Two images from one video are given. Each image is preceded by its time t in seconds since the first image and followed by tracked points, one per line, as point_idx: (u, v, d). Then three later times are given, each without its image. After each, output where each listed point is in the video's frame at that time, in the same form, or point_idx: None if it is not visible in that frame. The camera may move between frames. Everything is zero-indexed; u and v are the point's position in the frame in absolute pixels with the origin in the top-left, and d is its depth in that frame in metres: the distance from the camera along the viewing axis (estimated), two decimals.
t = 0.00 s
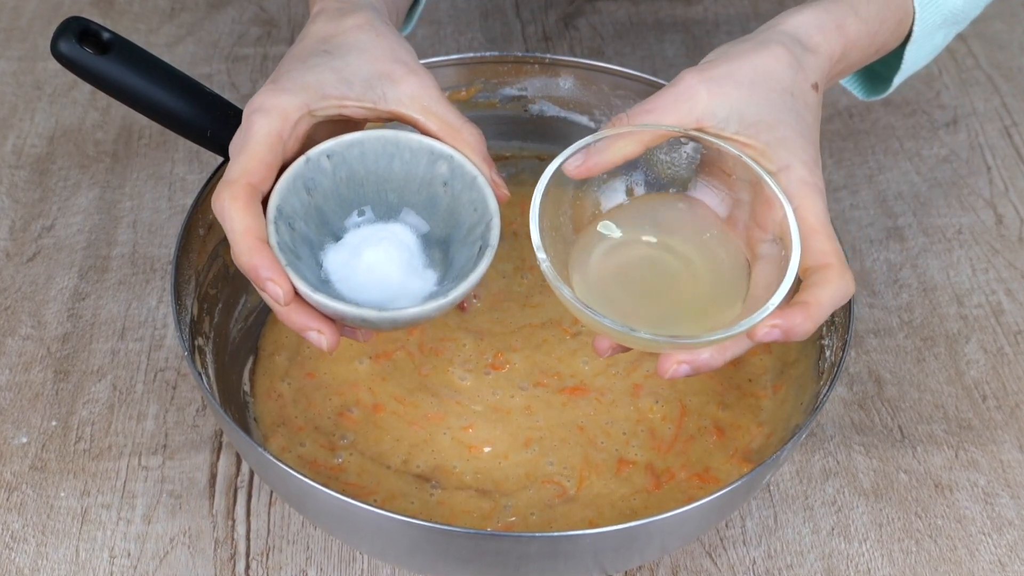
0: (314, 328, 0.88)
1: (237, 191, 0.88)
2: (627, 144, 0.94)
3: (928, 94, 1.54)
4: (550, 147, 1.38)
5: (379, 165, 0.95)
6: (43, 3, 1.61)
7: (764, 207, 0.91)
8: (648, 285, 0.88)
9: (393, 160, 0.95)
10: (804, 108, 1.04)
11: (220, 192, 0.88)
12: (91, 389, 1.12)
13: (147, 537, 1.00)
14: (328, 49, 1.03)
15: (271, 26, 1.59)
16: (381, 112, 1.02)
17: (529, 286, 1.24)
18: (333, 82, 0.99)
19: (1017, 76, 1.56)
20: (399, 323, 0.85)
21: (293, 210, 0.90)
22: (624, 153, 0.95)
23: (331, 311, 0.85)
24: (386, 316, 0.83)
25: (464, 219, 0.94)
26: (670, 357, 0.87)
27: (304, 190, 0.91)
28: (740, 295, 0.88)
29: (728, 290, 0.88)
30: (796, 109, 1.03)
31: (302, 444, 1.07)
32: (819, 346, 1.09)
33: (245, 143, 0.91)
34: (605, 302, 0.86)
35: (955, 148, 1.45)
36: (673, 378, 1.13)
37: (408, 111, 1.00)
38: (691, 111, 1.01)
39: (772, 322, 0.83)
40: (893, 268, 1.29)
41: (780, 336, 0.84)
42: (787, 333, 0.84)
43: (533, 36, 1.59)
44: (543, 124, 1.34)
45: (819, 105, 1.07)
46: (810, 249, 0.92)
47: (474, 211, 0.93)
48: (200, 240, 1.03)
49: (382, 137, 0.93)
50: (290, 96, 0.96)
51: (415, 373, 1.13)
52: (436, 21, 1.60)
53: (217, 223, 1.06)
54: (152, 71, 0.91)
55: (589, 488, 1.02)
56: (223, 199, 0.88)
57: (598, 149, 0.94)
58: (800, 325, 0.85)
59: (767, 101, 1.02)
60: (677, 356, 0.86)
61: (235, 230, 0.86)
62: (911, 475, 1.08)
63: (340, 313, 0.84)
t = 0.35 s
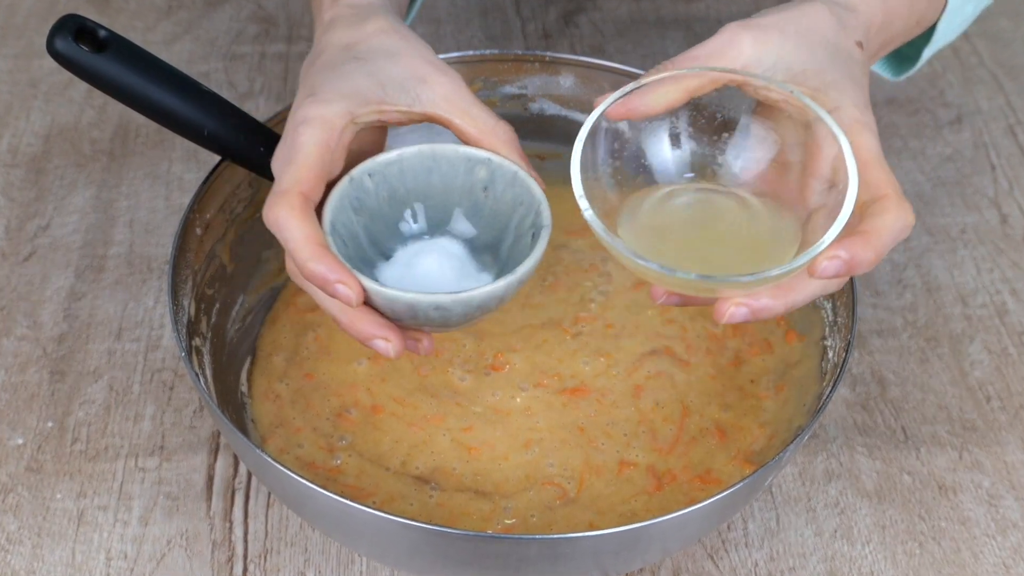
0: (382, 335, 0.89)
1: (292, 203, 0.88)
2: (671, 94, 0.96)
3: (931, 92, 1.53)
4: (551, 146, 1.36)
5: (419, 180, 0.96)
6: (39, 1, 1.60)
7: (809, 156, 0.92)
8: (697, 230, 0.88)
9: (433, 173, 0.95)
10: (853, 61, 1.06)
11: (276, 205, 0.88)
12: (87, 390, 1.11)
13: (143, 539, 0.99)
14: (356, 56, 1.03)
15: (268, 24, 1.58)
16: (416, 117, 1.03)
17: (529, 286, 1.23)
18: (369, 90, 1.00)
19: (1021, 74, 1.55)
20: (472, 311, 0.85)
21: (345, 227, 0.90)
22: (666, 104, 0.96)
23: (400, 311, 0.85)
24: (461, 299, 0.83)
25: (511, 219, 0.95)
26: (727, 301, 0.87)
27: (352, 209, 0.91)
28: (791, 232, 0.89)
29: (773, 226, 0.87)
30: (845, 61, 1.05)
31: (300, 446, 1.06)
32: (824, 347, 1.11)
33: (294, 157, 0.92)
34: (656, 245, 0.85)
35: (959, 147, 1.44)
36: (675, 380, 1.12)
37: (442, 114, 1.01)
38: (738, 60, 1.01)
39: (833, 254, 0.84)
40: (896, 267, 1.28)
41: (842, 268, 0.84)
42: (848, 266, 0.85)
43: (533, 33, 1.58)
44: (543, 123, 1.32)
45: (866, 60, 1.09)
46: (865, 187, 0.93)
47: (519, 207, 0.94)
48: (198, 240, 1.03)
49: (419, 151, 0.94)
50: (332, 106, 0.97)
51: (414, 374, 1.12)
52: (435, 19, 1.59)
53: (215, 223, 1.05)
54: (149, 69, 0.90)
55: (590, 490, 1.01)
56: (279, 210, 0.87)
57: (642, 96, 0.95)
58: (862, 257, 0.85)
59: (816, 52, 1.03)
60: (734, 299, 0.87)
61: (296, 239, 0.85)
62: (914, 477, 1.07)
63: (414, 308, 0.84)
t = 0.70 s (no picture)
0: (490, 347, 0.89)
1: (403, 221, 0.85)
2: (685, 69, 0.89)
3: (935, 91, 1.52)
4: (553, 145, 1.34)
5: (496, 183, 0.97)
6: None
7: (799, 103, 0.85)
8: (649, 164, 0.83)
9: (511, 177, 0.97)
10: (874, 38, 0.99)
11: (386, 223, 0.85)
12: (84, 391, 1.10)
13: (140, 541, 0.98)
14: (428, 62, 1.02)
15: (266, 22, 1.57)
16: (489, 121, 1.03)
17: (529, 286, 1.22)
18: (448, 98, 1.00)
19: None
20: (584, 318, 0.86)
21: (439, 239, 0.91)
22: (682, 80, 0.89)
23: (512, 325, 0.86)
24: (575, 313, 0.84)
25: (592, 219, 0.97)
26: (740, 252, 0.80)
27: (442, 219, 0.92)
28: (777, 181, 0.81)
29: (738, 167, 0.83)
30: (866, 37, 0.98)
31: (298, 447, 1.05)
32: (825, 347, 1.10)
33: (393, 170, 0.90)
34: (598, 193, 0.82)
35: (963, 146, 1.43)
36: (676, 381, 1.11)
37: (519, 118, 1.02)
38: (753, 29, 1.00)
39: (820, 182, 0.74)
40: (900, 267, 1.27)
41: (835, 196, 0.75)
42: (840, 193, 0.75)
43: (533, 31, 1.58)
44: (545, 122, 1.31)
45: (890, 39, 1.01)
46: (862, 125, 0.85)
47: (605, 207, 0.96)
48: (195, 239, 1.02)
49: (499, 156, 0.95)
50: (421, 117, 0.95)
51: (413, 375, 1.11)
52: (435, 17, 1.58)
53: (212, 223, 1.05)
54: (146, 67, 0.89)
55: (591, 491, 1.00)
56: (389, 228, 0.85)
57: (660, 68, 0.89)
58: (851, 180, 0.76)
59: (827, 28, 0.98)
60: (747, 248, 0.80)
61: (410, 258, 0.83)
62: (917, 478, 1.06)
63: (527, 322, 0.84)
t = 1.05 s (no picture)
0: (513, 354, 0.90)
1: (425, 230, 0.83)
2: (670, 83, 0.87)
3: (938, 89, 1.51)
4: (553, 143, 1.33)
5: (510, 190, 0.96)
6: None
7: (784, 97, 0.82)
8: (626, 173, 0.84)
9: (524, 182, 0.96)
10: (872, 35, 0.98)
11: (406, 234, 0.82)
12: (80, 392, 1.09)
13: (137, 543, 0.97)
14: (437, 69, 1.01)
15: (264, 20, 1.56)
16: (499, 127, 1.03)
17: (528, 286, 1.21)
18: (459, 105, 0.98)
19: None
20: (604, 323, 0.85)
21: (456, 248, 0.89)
22: (673, 93, 0.88)
23: (535, 333, 0.85)
24: (598, 318, 0.84)
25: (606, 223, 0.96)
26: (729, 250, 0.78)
27: (458, 227, 0.91)
28: (757, 178, 0.79)
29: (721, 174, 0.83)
30: (863, 34, 0.97)
31: (297, 448, 1.04)
32: (828, 348, 1.08)
33: (411, 181, 0.88)
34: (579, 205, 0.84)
35: (966, 144, 1.42)
36: (677, 382, 1.10)
37: (534, 125, 1.03)
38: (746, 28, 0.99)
39: (787, 169, 0.71)
40: (903, 267, 1.26)
41: (804, 182, 0.71)
42: (811, 179, 0.72)
43: (534, 29, 1.57)
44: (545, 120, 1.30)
45: (889, 36, 1.00)
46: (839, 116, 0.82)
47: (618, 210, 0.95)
48: (193, 239, 1.01)
49: (513, 162, 0.95)
50: (435, 125, 0.94)
51: (412, 376, 1.10)
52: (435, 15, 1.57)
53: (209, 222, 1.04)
54: (145, 66, 0.88)
55: (592, 493, 0.99)
56: (411, 239, 0.82)
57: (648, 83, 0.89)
58: (822, 165, 0.72)
59: (821, 29, 0.97)
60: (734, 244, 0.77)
61: (433, 270, 0.81)
62: (921, 480, 1.05)
63: (551, 329, 0.83)
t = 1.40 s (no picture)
0: (522, 356, 0.88)
1: (432, 235, 0.82)
2: (665, 85, 0.85)
3: (942, 87, 1.50)
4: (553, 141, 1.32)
5: (515, 191, 0.95)
6: None
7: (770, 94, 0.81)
8: (602, 177, 0.85)
9: (528, 184, 0.95)
10: (874, 28, 0.97)
11: (412, 238, 0.82)
12: (76, 393, 1.09)
13: (134, 545, 0.96)
14: (440, 70, 0.99)
15: (262, 17, 1.55)
16: (503, 128, 1.02)
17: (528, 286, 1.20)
18: (463, 107, 0.97)
19: None
20: (613, 323, 0.84)
21: (462, 252, 0.88)
22: (672, 97, 0.85)
23: (545, 334, 0.83)
24: (607, 319, 0.82)
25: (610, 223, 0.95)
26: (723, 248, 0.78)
27: (464, 230, 0.90)
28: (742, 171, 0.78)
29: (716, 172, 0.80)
30: (864, 27, 0.96)
31: (295, 450, 1.03)
32: (831, 348, 1.08)
33: (415, 186, 0.87)
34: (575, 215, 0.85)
35: (971, 143, 1.41)
36: (679, 382, 1.09)
37: (535, 126, 1.02)
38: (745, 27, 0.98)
39: (764, 164, 0.70)
40: (906, 267, 1.25)
41: (781, 177, 0.70)
42: (788, 174, 0.71)
43: (534, 27, 1.56)
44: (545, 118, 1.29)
45: (893, 28, 0.99)
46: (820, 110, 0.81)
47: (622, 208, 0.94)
48: (190, 239, 1.00)
49: (517, 163, 0.94)
50: (439, 128, 0.93)
51: (411, 376, 1.09)
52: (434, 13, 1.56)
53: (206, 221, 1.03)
54: (142, 65, 0.87)
55: (593, 494, 0.99)
56: (417, 243, 0.81)
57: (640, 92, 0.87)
58: (799, 160, 0.71)
59: (817, 25, 0.96)
60: (728, 243, 0.77)
61: (440, 274, 0.80)
62: (924, 481, 1.04)
63: (560, 330, 0.82)
